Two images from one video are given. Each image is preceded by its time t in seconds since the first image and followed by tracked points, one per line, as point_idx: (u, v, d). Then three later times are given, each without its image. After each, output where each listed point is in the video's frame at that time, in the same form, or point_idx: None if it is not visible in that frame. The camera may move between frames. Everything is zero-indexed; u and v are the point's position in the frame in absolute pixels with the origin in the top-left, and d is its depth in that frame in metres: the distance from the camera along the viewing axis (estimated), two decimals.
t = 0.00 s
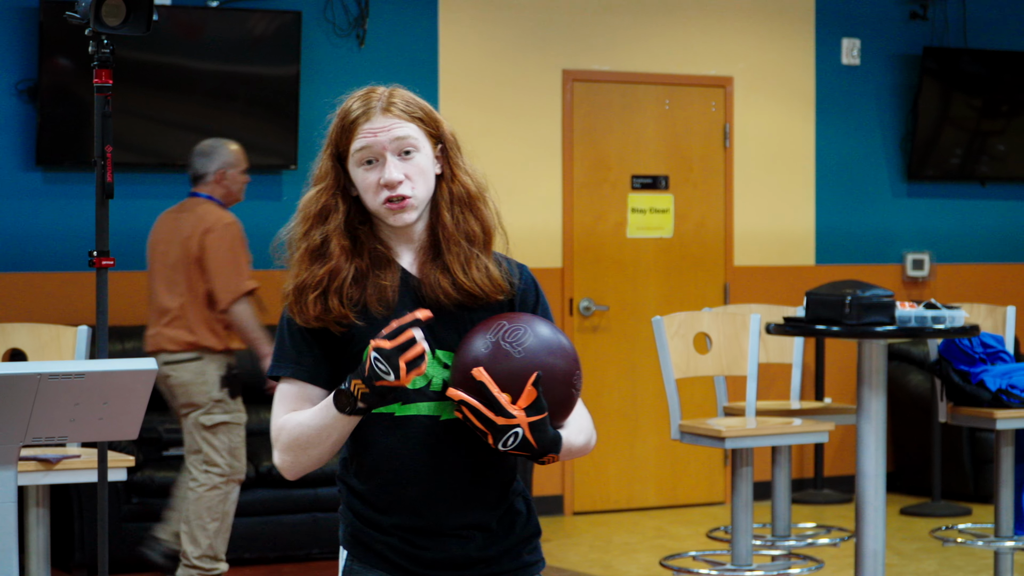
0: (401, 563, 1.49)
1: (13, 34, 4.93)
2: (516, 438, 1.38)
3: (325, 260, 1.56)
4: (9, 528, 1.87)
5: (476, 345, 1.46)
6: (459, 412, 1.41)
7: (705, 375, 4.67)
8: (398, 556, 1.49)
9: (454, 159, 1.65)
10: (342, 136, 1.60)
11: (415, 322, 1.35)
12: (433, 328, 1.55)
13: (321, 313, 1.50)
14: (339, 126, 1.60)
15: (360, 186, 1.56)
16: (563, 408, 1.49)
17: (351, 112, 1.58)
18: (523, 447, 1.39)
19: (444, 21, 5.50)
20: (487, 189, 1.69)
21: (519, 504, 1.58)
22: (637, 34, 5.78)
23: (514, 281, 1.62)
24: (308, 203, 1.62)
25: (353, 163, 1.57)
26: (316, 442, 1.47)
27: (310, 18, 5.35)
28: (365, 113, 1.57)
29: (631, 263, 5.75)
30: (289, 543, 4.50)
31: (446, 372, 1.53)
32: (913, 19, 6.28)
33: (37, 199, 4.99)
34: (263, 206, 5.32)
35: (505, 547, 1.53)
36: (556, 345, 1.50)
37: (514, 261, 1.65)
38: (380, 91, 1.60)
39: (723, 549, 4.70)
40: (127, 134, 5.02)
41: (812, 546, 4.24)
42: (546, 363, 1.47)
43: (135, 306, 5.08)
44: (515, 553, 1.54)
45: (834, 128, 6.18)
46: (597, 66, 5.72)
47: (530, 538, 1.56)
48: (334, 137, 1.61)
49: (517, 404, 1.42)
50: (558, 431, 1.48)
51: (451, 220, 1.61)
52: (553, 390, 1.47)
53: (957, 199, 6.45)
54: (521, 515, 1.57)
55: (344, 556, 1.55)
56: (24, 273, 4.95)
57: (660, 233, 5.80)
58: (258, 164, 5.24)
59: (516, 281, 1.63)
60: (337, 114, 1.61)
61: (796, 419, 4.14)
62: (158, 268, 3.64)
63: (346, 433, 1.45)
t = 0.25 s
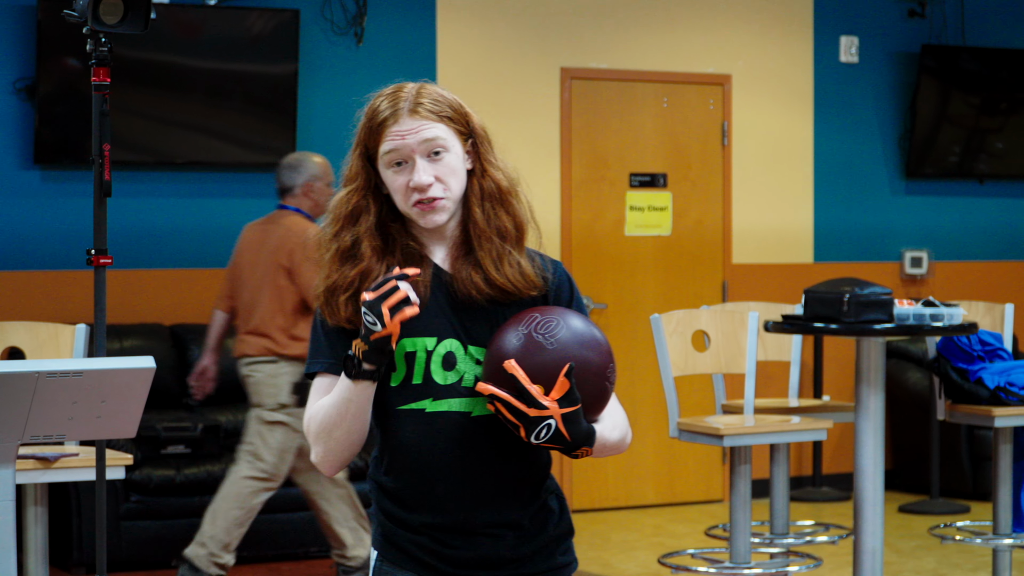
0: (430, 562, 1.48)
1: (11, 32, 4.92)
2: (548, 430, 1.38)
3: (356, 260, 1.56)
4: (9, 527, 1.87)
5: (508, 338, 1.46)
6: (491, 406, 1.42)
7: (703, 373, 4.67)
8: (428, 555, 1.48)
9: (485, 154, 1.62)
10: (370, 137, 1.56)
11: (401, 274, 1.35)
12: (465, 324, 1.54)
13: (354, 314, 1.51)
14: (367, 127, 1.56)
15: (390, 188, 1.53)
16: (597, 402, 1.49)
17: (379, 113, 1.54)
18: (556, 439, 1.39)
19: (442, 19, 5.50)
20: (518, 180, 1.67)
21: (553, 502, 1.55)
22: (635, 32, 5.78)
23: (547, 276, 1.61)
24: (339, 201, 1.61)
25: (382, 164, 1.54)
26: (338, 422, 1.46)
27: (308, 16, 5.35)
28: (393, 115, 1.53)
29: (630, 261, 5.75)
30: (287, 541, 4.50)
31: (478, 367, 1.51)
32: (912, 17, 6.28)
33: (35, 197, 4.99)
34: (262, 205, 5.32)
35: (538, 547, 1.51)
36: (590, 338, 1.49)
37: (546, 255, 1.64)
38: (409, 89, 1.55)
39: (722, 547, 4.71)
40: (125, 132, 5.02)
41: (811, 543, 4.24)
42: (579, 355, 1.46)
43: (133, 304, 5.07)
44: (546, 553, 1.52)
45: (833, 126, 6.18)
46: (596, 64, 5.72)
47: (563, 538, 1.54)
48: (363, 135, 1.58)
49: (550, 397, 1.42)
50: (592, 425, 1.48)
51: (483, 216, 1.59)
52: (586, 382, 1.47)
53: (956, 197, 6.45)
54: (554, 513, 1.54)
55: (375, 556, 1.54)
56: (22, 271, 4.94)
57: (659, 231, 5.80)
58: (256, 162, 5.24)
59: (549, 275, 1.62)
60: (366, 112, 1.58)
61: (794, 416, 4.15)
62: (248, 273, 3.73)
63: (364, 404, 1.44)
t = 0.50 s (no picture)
0: (455, 563, 1.48)
1: (10, 32, 4.92)
2: (572, 431, 1.38)
3: (381, 261, 1.54)
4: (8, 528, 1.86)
5: (533, 339, 1.45)
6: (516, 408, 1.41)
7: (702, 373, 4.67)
8: (451, 556, 1.48)
9: (508, 148, 1.61)
10: (393, 135, 1.56)
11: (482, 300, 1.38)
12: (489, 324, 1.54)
13: (381, 317, 1.49)
14: (390, 124, 1.56)
15: (415, 186, 1.53)
16: (623, 404, 1.48)
17: (401, 111, 1.54)
18: (581, 441, 1.38)
19: (440, 19, 5.50)
20: (542, 177, 1.65)
21: (579, 504, 1.55)
22: (633, 31, 5.78)
23: (572, 272, 1.61)
24: (362, 201, 1.60)
25: (405, 162, 1.54)
26: (372, 420, 1.43)
27: (307, 16, 5.35)
28: (416, 112, 1.53)
29: (629, 260, 5.75)
30: (285, 541, 4.50)
31: (503, 367, 1.51)
32: (910, 16, 6.28)
33: (34, 197, 4.98)
34: (261, 204, 5.32)
35: (563, 549, 1.50)
36: (615, 338, 1.49)
37: (571, 252, 1.64)
38: (431, 86, 1.55)
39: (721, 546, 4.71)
40: (124, 132, 5.02)
41: (811, 543, 4.24)
42: (605, 355, 1.46)
43: (132, 304, 5.07)
44: (571, 556, 1.51)
45: (832, 125, 6.19)
46: (594, 64, 5.72)
47: (588, 541, 1.54)
48: (385, 133, 1.57)
49: (575, 398, 1.41)
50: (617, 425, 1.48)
51: (507, 212, 1.58)
52: (612, 382, 1.47)
53: (954, 196, 6.46)
54: (580, 516, 1.54)
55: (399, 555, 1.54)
56: (21, 271, 4.94)
57: (657, 230, 5.80)
58: (255, 162, 5.24)
59: (573, 272, 1.61)
60: (388, 110, 1.57)
61: (794, 416, 4.15)
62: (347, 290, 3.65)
63: (403, 406, 1.41)
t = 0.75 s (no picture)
0: (471, 566, 1.48)
1: (8, 33, 4.92)
2: (591, 435, 1.38)
3: (397, 263, 1.56)
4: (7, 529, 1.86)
5: (550, 342, 1.46)
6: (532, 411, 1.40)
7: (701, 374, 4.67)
8: (468, 559, 1.49)
9: (524, 151, 1.63)
10: (409, 136, 1.57)
11: (504, 310, 1.40)
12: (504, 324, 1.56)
13: (399, 320, 1.49)
14: (406, 126, 1.57)
15: (431, 188, 1.54)
16: (640, 406, 1.49)
17: (418, 112, 1.55)
18: (598, 444, 1.39)
19: (439, 20, 5.50)
20: (557, 179, 1.67)
21: (595, 508, 1.55)
22: (632, 32, 5.79)
23: (587, 274, 1.62)
24: (378, 203, 1.61)
25: (422, 164, 1.54)
26: (387, 426, 1.44)
27: (305, 17, 5.35)
28: (433, 113, 1.53)
29: (628, 261, 5.75)
30: (283, 542, 4.50)
31: (519, 370, 1.53)
32: (909, 17, 6.28)
33: (33, 198, 4.98)
34: (260, 205, 5.32)
35: (578, 554, 1.51)
36: (632, 340, 1.49)
37: (586, 253, 1.65)
38: (448, 87, 1.56)
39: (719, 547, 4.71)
40: (122, 133, 5.01)
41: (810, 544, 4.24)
42: (622, 358, 1.46)
43: (130, 305, 5.07)
44: (586, 560, 1.52)
45: (830, 127, 6.19)
46: (592, 65, 5.72)
47: (603, 546, 1.54)
48: (402, 135, 1.59)
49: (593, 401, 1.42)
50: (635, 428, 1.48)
51: (523, 214, 1.60)
52: (629, 385, 1.47)
53: (952, 197, 6.46)
54: (596, 520, 1.55)
55: (414, 557, 1.55)
56: (19, 272, 4.93)
57: (656, 231, 5.79)
58: (254, 163, 5.23)
59: (589, 273, 1.62)
60: (404, 112, 1.58)
61: (792, 417, 4.15)
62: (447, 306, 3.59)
63: (420, 413, 1.42)
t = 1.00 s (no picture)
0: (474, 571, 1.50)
1: (6, 38, 4.92)
2: (596, 440, 1.39)
3: (404, 270, 1.56)
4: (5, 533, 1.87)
5: (556, 346, 1.46)
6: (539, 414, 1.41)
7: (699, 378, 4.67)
8: (472, 564, 1.50)
9: (532, 156, 1.62)
10: (417, 143, 1.57)
11: (523, 332, 1.40)
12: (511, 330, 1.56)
13: (406, 327, 1.50)
14: (414, 133, 1.57)
15: (439, 195, 1.54)
16: (647, 412, 1.49)
17: (425, 119, 1.55)
18: (604, 449, 1.40)
19: (437, 25, 5.51)
20: (564, 184, 1.67)
21: (600, 514, 1.57)
22: (629, 37, 5.80)
23: (595, 280, 1.62)
24: (386, 209, 1.62)
25: (430, 171, 1.55)
26: (396, 435, 1.45)
27: (303, 23, 5.35)
28: (441, 121, 1.53)
29: (627, 266, 5.75)
30: (281, 547, 4.49)
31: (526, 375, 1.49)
32: (906, 22, 6.29)
33: (30, 203, 4.98)
34: (257, 210, 5.32)
35: (582, 560, 1.52)
36: (639, 345, 1.49)
37: (593, 259, 1.64)
38: (456, 94, 1.56)
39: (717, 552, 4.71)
40: (120, 138, 5.02)
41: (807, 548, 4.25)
42: (629, 363, 1.46)
43: (127, 310, 5.07)
44: (590, 566, 1.53)
45: (828, 131, 6.20)
46: (590, 69, 5.73)
47: (607, 552, 1.55)
48: (409, 141, 1.59)
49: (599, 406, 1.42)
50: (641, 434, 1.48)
51: (531, 219, 1.60)
52: (637, 391, 1.47)
53: (950, 201, 6.47)
54: (601, 526, 1.56)
55: (418, 560, 1.57)
56: (17, 277, 4.93)
57: (654, 236, 5.80)
58: (251, 168, 5.24)
59: (597, 279, 1.62)
60: (412, 118, 1.58)
61: (790, 421, 4.15)
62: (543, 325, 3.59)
63: (430, 425, 1.43)
